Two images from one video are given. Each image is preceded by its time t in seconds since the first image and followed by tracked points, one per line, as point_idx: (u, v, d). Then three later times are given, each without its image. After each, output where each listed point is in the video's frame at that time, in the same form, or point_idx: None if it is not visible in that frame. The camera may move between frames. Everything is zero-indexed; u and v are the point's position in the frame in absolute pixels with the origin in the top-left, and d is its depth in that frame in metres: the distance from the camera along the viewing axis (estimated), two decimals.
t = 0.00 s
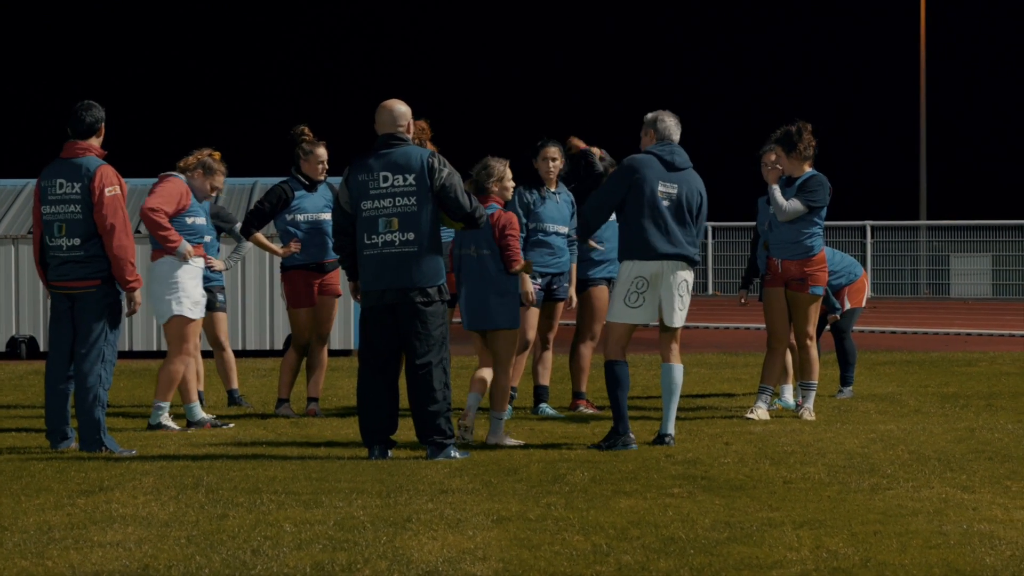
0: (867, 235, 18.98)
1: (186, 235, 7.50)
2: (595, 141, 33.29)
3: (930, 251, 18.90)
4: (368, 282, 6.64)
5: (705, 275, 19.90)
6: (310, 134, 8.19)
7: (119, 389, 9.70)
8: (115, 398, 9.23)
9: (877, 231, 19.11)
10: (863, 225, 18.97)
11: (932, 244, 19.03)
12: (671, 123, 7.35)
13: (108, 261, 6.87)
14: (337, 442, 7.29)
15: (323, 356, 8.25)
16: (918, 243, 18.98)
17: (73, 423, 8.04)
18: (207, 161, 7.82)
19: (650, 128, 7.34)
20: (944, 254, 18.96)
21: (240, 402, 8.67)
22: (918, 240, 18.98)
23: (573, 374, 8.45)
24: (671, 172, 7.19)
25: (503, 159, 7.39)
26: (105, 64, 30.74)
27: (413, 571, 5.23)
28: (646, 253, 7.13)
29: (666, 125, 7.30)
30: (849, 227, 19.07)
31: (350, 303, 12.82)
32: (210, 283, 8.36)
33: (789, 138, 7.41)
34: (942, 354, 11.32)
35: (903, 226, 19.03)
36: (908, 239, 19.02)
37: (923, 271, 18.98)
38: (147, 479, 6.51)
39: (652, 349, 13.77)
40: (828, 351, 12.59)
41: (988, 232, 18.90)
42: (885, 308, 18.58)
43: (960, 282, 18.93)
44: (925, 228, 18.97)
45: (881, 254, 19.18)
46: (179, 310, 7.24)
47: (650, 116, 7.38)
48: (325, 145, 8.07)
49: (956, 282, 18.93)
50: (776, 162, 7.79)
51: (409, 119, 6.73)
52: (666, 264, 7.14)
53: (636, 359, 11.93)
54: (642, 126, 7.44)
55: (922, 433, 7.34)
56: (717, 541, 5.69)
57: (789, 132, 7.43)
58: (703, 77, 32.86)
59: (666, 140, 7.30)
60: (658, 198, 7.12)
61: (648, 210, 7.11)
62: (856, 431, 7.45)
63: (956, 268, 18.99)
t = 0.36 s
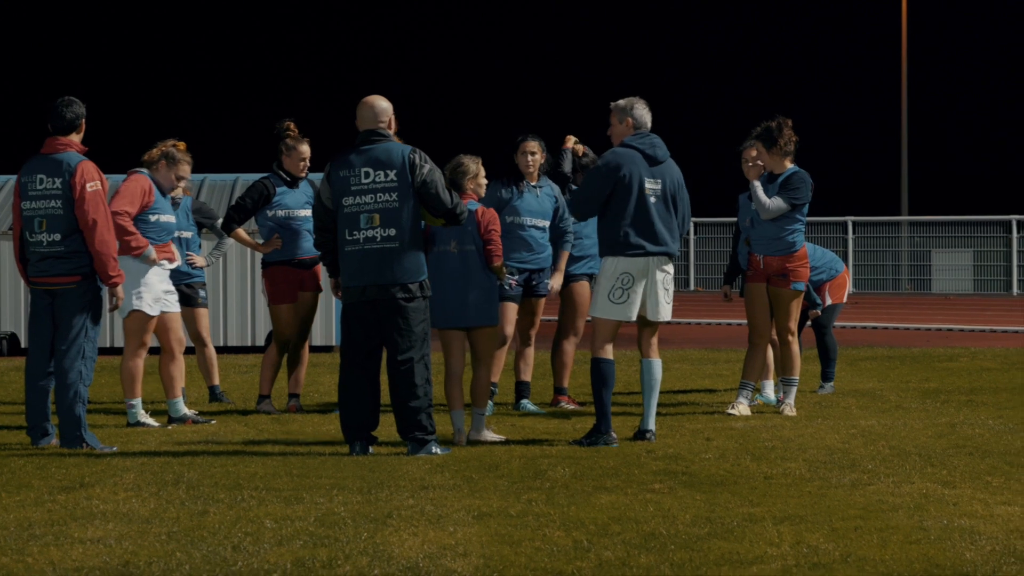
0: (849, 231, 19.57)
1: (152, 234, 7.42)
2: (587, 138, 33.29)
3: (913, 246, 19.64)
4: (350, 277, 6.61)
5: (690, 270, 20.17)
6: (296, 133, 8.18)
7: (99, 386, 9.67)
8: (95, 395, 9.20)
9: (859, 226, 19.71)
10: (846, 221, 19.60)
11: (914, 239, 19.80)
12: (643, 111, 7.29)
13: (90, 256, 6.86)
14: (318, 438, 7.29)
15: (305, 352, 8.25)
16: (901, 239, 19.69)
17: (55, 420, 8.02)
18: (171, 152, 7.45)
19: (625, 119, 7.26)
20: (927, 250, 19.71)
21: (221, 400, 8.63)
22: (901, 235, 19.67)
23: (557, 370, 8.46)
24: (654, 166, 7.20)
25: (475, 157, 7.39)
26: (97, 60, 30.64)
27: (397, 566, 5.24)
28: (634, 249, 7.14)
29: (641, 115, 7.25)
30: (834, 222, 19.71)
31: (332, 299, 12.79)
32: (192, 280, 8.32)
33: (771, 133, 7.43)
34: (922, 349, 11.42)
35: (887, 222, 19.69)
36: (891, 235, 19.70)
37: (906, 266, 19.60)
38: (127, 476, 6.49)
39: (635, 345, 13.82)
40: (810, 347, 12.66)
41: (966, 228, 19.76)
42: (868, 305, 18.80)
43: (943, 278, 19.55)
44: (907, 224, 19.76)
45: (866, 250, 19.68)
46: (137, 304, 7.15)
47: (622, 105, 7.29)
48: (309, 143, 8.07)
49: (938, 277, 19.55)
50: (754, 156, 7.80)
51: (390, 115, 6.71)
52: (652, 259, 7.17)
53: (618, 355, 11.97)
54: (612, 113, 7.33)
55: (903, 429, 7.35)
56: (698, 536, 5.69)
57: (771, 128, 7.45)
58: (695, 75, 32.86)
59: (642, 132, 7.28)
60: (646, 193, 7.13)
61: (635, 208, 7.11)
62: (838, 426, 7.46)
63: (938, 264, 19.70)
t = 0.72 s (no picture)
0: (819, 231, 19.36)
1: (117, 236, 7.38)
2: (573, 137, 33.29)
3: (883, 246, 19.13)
4: (322, 277, 6.59)
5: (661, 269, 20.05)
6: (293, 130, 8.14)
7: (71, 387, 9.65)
8: (65, 396, 9.16)
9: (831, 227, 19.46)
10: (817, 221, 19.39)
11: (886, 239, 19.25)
12: (607, 118, 7.31)
13: (59, 257, 6.84)
14: (289, 438, 7.28)
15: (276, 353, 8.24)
16: (871, 239, 19.17)
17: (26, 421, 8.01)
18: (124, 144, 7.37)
19: (592, 125, 7.28)
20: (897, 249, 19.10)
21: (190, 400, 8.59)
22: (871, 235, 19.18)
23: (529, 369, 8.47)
24: (630, 167, 7.18)
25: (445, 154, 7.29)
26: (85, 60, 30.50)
27: (369, 567, 5.24)
28: (621, 251, 7.12)
29: (605, 120, 7.27)
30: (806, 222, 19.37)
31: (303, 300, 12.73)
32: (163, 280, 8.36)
33: (745, 133, 7.44)
34: (892, 348, 11.43)
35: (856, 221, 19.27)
36: (862, 235, 19.27)
37: (876, 265, 19.13)
38: (98, 477, 6.48)
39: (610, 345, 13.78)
40: (780, 346, 12.65)
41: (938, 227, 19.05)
42: (837, 305, 18.35)
43: (913, 277, 18.96)
44: (878, 223, 19.21)
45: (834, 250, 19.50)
46: (104, 305, 7.15)
47: (585, 114, 7.31)
48: (276, 141, 8.07)
49: (909, 276, 18.98)
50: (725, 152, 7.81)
51: (362, 115, 6.66)
52: (639, 260, 7.17)
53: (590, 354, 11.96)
54: (577, 122, 7.34)
55: (873, 428, 7.37)
56: (670, 536, 5.69)
57: (743, 127, 7.46)
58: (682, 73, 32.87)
59: (609, 137, 7.28)
60: (629, 194, 7.10)
61: (621, 211, 7.10)
62: (809, 425, 7.48)
63: (909, 263, 19.07)
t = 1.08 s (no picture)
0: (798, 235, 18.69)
1: (99, 241, 7.42)
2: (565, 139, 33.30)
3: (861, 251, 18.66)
4: (300, 281, 6.59)
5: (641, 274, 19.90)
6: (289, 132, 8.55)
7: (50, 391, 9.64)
8: (43, 401, 9.16)
9: (809, 231, 18.80)
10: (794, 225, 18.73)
11: (864, 244, 18.80)
12: (605, 116, 7.31)
13: (36, 261, 6.84)
14: (268, 442, 7.30)
15: (254, 356, 8.20)
16: (850, 243, 18.69)
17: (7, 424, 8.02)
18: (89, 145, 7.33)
19: (588, 126, 7.28)
20: (876, 253, 18.82)
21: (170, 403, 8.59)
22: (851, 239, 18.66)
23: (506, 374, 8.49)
24: (622, 172, 7.22)
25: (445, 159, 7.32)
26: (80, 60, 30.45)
27: (345, 571, 5.23)
28: (604, 257, 7.17)
29: (603, 121, 7.27)
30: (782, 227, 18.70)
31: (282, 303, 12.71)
32: (138, 285, 8.48)
33: (722, 138, 7.44)
34: (870, 353, 11.45)
35: (834, 226, 18.74)
36: (839, 239, 18.74)
37: (855, 270, 18.67)
38: (76, 480, 6.47)
39: (590, 350, 13.77)
40: (758, 351, 12.64)
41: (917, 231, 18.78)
42: (817, 310, 18.23)
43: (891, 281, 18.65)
44: (856, 227, 18.72)
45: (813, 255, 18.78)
46: (83, 308, 7.18)
47: (583, 111, 7.31)
48: (250, 144, 8.11)
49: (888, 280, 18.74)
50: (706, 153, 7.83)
51: (340, 119, 6.69)
52: (624, 266, 7.23)
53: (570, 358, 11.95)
54: (574, 120, 7.35)
55: (852, 433, 7.39)
56: (647, 541, 5.69)
57: (722, 132, 7.46)
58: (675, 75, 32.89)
59: (605, 138, 7.30)
60: (618, 202, 7.16)
61: (607, 218, 7.14)
62: (787, 430, 7.50)
63: (888, 268, 18.85)
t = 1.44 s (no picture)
0: (786, 239, 18.94)
1: (85, 244, 7.37)
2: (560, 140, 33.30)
3: (849, 253, 18.84)
4: (288, 285, 6.59)
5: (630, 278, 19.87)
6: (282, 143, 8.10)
7: (38, 395, 9.63)
8: (31, 404, 9.15)
9: (796, 234, 19.02)
10: (782, 229, 18.99)
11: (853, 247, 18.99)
12: (609, 116, 7.23)
13: (23, 262, 6.83)
14: (256, 445, 7.31)
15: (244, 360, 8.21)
16: (838, 246, 18.87)
17: None
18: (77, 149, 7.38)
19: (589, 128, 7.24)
20: (864, 257, 18.90)
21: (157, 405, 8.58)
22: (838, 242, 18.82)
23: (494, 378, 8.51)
24: (624, 176, 7.18)
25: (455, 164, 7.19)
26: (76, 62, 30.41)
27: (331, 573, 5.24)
28: (608, 260, 7.13)
29: (605, 122, 7.19)
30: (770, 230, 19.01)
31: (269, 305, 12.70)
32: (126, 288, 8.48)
33: (715, 141, 7.49)
34: (857, 357, 11.47)
35: (823, 229, 18.96)
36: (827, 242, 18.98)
37: (843, 273, 18.82)
38: (64, 484, 6.47)
39: (580, 353, 13.80)
40: (746, 354, 12.66)
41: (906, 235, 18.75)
42: (805, 313, 18.26)
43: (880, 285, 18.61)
44: (844, 231, 18.92)
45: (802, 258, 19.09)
46: (73, 311, 7.16)
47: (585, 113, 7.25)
48: (237, 148, 8.14)
49: (875, 283, 18.77)
50: (696, 156, 7.84)
51: (328, 122, 6.69)
52: (625, 269, 7.17)
53: (558, 362, 11.97)
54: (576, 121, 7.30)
55: (839, 436, 7.41)
56: (635, 544, 5.69)
57: (715, 136, 7.51)
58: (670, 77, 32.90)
59: (608, 140, 7.24)
60: (618, 206, 7.15)
61: (610, 221, 7.12)
62: (774, 433, 7.52)
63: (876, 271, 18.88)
